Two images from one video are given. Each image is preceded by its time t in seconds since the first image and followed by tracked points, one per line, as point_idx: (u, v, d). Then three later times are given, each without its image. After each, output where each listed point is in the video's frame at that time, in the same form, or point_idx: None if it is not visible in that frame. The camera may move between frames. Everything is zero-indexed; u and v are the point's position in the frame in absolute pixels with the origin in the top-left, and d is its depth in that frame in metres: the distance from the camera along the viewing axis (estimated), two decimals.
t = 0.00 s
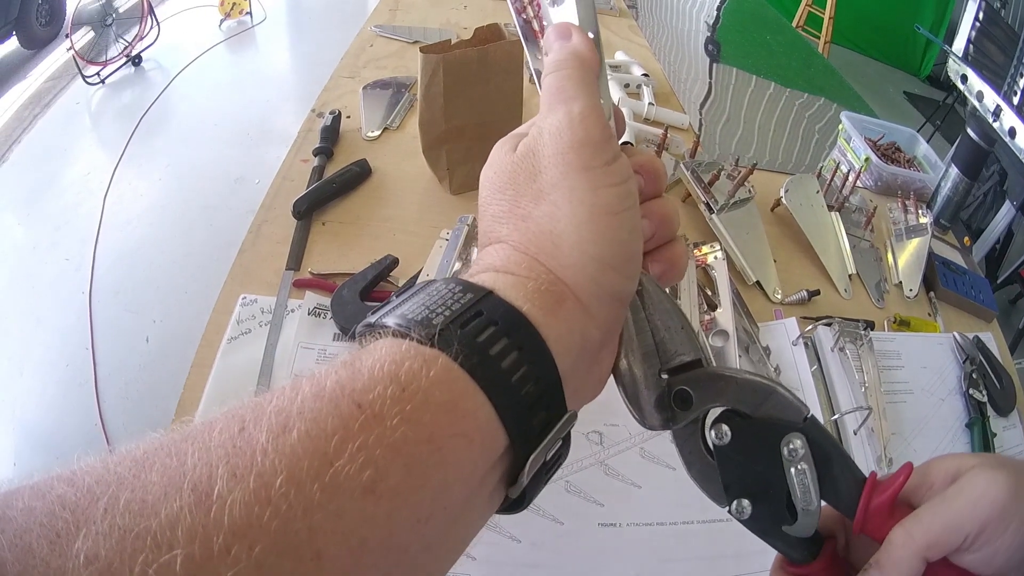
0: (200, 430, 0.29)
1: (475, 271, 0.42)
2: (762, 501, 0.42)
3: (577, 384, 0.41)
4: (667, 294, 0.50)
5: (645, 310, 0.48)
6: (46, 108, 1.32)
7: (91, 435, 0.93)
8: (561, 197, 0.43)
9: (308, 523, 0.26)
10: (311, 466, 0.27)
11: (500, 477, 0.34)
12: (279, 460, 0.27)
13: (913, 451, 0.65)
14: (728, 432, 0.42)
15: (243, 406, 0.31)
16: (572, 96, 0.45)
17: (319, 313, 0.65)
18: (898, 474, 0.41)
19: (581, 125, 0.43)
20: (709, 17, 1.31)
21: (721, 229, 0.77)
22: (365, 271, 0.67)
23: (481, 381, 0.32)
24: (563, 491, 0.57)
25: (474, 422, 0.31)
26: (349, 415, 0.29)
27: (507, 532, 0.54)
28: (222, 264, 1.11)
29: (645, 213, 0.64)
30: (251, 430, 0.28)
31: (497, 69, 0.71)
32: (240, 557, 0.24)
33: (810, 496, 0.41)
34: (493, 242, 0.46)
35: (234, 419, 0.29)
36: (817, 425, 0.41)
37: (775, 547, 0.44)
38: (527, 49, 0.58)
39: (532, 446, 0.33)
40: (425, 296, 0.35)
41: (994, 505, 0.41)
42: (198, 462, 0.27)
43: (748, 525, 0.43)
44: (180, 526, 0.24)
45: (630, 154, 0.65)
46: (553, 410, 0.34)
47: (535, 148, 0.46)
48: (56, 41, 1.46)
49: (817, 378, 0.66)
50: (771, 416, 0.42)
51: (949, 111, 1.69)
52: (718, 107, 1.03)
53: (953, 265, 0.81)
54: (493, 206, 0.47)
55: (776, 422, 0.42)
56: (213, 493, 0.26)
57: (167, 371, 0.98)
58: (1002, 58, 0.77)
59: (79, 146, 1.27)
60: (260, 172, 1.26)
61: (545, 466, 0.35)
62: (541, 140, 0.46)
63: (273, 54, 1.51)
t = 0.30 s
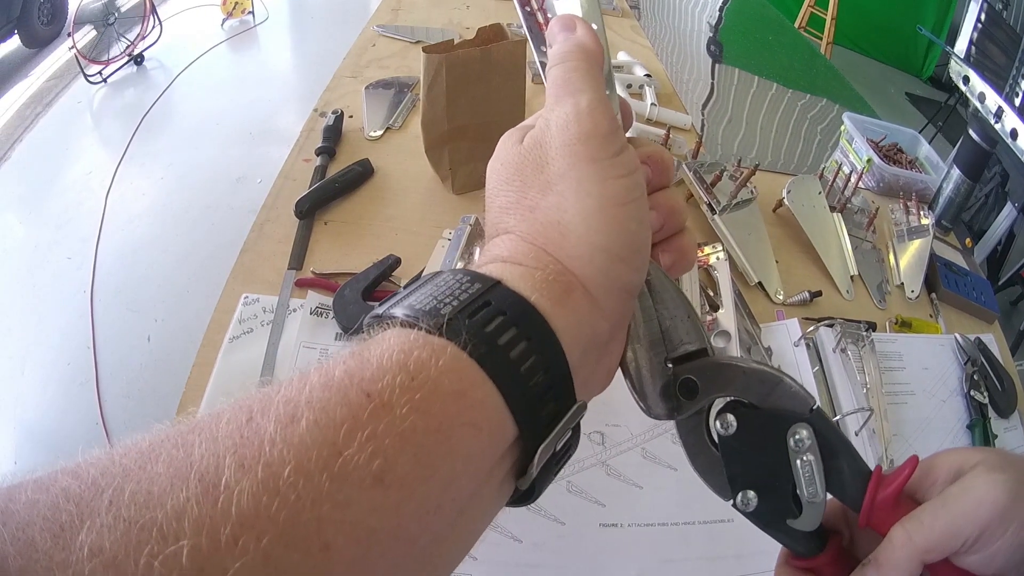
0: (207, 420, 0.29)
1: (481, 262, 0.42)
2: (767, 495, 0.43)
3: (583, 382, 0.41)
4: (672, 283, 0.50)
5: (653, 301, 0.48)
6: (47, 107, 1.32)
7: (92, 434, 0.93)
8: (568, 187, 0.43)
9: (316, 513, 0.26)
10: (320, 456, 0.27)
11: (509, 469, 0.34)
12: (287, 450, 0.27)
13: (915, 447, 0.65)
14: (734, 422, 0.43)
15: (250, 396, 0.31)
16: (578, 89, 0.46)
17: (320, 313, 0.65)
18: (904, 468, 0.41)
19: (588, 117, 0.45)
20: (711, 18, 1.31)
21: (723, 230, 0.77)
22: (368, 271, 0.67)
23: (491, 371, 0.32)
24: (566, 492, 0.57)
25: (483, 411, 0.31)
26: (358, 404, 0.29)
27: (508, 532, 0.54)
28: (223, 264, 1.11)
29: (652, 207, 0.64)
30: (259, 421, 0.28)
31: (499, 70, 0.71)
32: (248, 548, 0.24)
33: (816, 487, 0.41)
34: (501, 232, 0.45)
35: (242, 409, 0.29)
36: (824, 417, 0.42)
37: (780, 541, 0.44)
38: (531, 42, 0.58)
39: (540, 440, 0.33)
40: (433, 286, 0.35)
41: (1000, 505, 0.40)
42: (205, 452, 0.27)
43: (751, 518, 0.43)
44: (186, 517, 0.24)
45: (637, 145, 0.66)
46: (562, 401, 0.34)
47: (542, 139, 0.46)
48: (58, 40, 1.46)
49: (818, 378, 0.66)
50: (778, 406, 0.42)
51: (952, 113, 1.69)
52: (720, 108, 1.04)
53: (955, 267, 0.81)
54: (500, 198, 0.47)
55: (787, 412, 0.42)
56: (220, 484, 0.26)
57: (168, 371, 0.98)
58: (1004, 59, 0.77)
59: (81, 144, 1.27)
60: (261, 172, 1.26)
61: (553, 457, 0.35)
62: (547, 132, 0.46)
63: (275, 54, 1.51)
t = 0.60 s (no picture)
0: (218, 437, 0.29)
1: (488, 279, 0.42)
2: (775, 504, 0.42)
3: (594, 390, 0.40)
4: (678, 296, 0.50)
5: (660, 315, 0.48)
6: (49, 105, 1.32)
7: (93, 433, 0.93)
8: (575, 204, 0.43)
9: (329, 532, 0.26)
10: (332, 474, 0.27)
11: (518, 483, 0.34)
12: (300, 469, 0.27)
13: (919, 454, 0.65)
14: (740, 434, 0.42)
15: (260, 413, 0.31)
16: (584, 104, 0.46)
17: (323, 312, 0.65)
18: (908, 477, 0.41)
19: (594, 133, 0.45)
20: (714, 18, 1.31)
21: (725, 231, 0.77)
22: (370, 271, 0.67)
23: (500, 389, 0.32)
24: (569, 493, 0.57)
25: (493, 428, 0.31)
26: (369, 423, 0.29)
27: (512, 532, 0.54)
28: (226, 264, 1.11)
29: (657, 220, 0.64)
30: (271, 438, 0.28)
31: (502, 71, 0.70)
32: (261, 566, 0.25)
33: (821, 498, 0.41)
34: (507, 249, 0.45)
35: (254, 426, 0.29)
36: (830, 428, 0.41)
37: (789, 548, 0.44)
38: (535, 55, 0.59)
39: (550, 453, 0.33)
40: (442, 304, 0.35)
41: (1002, 513, 0.40)
42: (217, 469, 0.27)
43: (761, 527, 0.43)
44: (200, 535, 0.25)
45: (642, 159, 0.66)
46: (571, 416, 0.34)
47: (549, 156, 0.46)
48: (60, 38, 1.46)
49: (820, 380, 0.66)
50: (783, 419, 0.42)
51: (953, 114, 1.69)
52: (723, 108, 1.04)
53: (956, 268, 0.81)
54: (506, 215, 0.47)
55: (793, 425, 0.42)
56: (233, 502, 0.26)
57: (170, 370, 0.98)
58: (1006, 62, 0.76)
59: (83, 143, 1.27)
60: (263, 171, 1.26)
61: (562, 471, 0.35)
62: (553, 148, 0.46)
63: (277, 52, 1.51)
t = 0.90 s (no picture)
0: (216, 429, 0.29)
1: (486, 275, 0.42)
2: (771, 498, 0.42)
3: (592, 384, 0.41)
4: (677, 292, 0.50)
5: (657, 311, 0.48)
6: (51, 104, 1.32)
7: (94, 431, 0.93)
8: (571, 200, 0.43)
9: (325, 522, 0.26)
10: (329, 465, 0.27)
11: (514, 478, 0.34)
12: (297, 460, 0.27)
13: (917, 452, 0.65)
14: (737, 427, 0.42)
15: (258, 406, 0.31)
16: (580, 101, 0.46)
17: (324, 312, 0.65)
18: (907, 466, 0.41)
19: (590, 131, 0.45)
20: (716, 19, 1.31)
21: (726, 231, 0.77)
22: (371, 271, 0.67)
23: (497, 383, 0.32)
24: (570, 493, 0.57)
25: (490, 421, 0.31)
26: (366, 415, 0.29)
27: (512, 532, 0.54)
28: (227, 262, 1.11)
29: (652, 217, 0.64)
30: (268, 430, 0.28)
31: (503, 70, 0.70)
32: (258, 556, 0.25)
33: (819, 490, 0.41)
34: (504, 245, 0.45)
35: (251, 418, 0.29)
36: (826, 420, 0.41)
37: (785, 544, 0.44)
38: (530, 53, 0.59)
39: (546, 447, 0.33)
40: (439, 298, 0.35)
41: (1001, 510, 0.40)
42: (214, 460, 0.27)
43: (757, 522, 0.43)
44: (197, 525, 0.25)
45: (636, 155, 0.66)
46: (567, 409, 0.34)
47: (545, 152, 0.46)
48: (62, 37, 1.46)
49: (822, 380, 0.66)
50: (779, 411, 0.42)
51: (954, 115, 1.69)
52: (725, 109, 1.04)
53: (958, 269, 0.81)
54: (503, 211, 0.46)
55: (786, 416, 0.42)
56: (230, 492, 0.26)
57: (172, 368, 0.98)
58: (1007, 62, 0.76)
59: (85, 142, 1.27)
60: (265, 170, 1.26)
61: (559, 466, 0.35)
62: (550, 145, 0.46)
63: (279, 52, 1.51)
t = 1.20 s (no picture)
0: (218, 433, 0.29)
1: (487, 277, 0.41)
2: (774, 500, 0.43)
3: (596, 385, 0.41)
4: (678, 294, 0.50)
5: (659, 313, 0.48)
6: (52, 104, 1.32)
7: (94, 431, 0.93)
8: (574, 202, 0.43)
9: (328, 527, 0.26)
10: (332, 470, 0.27)
11: (517, 481, 0.34)
12: (300, 464, 0.27)
13: (919, 454, 0.65)
14: (739, 430, 0.43)
15: (260, 409, 0.31)
16: (582, 103, 0.46)
17: (325, 312, 0.65)
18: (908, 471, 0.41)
19: (593, 133, 0.45)
20: (716, 19, 1.31)
21: (727, 231, 0.77)
22: (371, 271, 0.67)
23: (500, 386, 0.32)
24: (570, 493, 0.57)
25: (493, 424, 0.31)
26: (369, 418, 0.29)
27: (513, 533, 0.54)
28: (227, 263, 1.11)
29: (656, 219, 0.64)
30: (270, 434, 0.28)
31: (505, 71, 0.70)
32: (261, 561, 0.25)
33: (820, 494, 0.41)
34: (507, 248, 0.45)
35: (253, 422, 0.29)
36: (829, 424, 0.41)
37: (788, 545, 0.44)
38: (532, 54, 0.59)
39: (549, 450, 0.33)
40: (442, 300, 0.35)
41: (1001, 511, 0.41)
42: (216, 465, 0.27)
43: (760, 524, 0.44)
44: (199, 530, 0.25)
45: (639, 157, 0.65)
46: (570, 412, 0.34)
47: (547, 155, 0.46)
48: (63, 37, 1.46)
49: (822, 380, 0.67)
50: (782, 414, 0.42)
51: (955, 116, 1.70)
52: (725, 109, 1.04)
53: (958, 269, 0.81)
54: (505, 214, 0.46)
55: (788, 420, 0.42)
56: (232, 497, 0.26)
57: (172, 368, 0.98)
58: (1008, 62, 0.76)
59: (85, 142, 1.27)
60: (266, 170, 1.27)
61: (562, 469, 0.35)
62: (552, 147, 0.46)
63: (280, 52, 1.51)
